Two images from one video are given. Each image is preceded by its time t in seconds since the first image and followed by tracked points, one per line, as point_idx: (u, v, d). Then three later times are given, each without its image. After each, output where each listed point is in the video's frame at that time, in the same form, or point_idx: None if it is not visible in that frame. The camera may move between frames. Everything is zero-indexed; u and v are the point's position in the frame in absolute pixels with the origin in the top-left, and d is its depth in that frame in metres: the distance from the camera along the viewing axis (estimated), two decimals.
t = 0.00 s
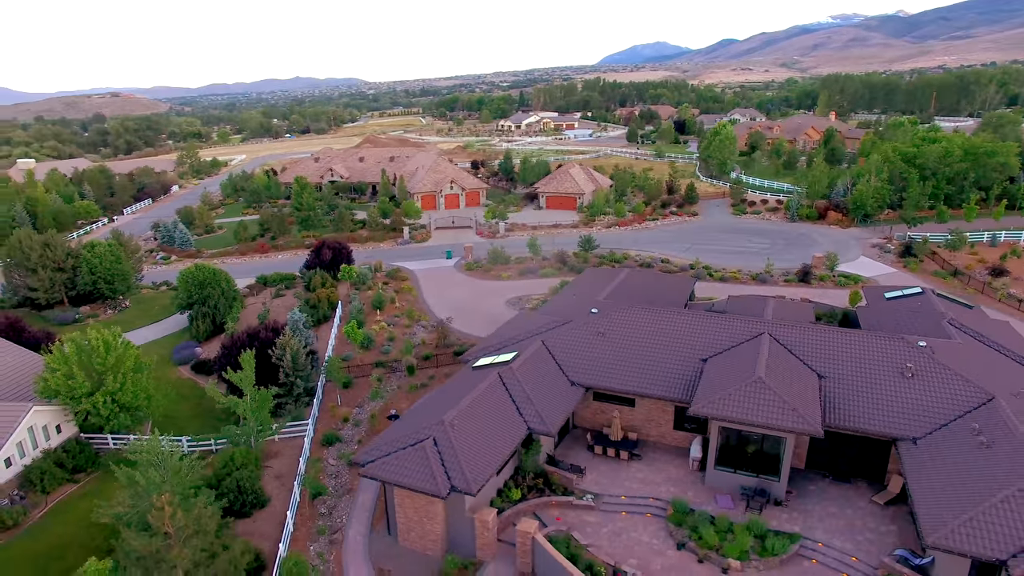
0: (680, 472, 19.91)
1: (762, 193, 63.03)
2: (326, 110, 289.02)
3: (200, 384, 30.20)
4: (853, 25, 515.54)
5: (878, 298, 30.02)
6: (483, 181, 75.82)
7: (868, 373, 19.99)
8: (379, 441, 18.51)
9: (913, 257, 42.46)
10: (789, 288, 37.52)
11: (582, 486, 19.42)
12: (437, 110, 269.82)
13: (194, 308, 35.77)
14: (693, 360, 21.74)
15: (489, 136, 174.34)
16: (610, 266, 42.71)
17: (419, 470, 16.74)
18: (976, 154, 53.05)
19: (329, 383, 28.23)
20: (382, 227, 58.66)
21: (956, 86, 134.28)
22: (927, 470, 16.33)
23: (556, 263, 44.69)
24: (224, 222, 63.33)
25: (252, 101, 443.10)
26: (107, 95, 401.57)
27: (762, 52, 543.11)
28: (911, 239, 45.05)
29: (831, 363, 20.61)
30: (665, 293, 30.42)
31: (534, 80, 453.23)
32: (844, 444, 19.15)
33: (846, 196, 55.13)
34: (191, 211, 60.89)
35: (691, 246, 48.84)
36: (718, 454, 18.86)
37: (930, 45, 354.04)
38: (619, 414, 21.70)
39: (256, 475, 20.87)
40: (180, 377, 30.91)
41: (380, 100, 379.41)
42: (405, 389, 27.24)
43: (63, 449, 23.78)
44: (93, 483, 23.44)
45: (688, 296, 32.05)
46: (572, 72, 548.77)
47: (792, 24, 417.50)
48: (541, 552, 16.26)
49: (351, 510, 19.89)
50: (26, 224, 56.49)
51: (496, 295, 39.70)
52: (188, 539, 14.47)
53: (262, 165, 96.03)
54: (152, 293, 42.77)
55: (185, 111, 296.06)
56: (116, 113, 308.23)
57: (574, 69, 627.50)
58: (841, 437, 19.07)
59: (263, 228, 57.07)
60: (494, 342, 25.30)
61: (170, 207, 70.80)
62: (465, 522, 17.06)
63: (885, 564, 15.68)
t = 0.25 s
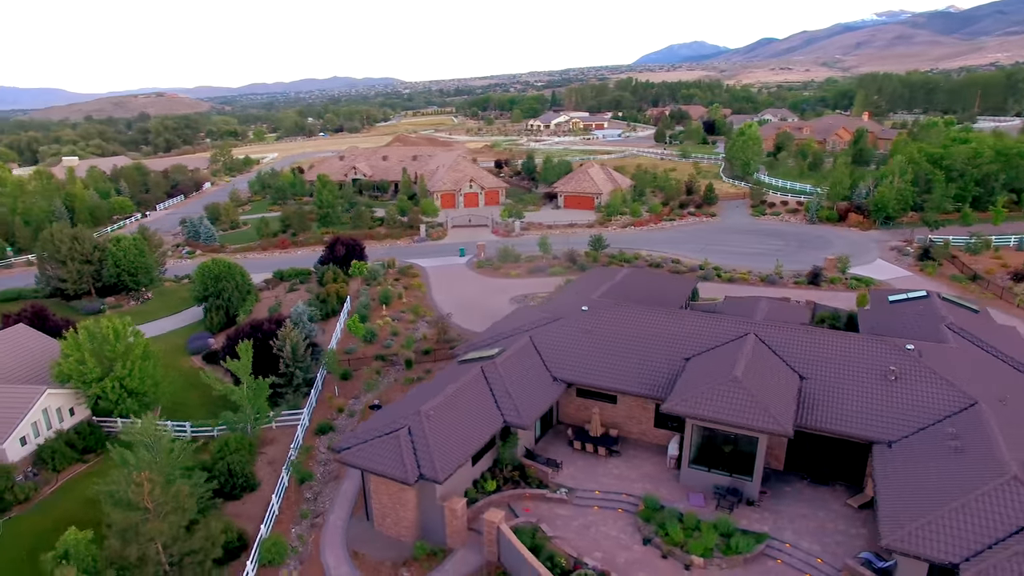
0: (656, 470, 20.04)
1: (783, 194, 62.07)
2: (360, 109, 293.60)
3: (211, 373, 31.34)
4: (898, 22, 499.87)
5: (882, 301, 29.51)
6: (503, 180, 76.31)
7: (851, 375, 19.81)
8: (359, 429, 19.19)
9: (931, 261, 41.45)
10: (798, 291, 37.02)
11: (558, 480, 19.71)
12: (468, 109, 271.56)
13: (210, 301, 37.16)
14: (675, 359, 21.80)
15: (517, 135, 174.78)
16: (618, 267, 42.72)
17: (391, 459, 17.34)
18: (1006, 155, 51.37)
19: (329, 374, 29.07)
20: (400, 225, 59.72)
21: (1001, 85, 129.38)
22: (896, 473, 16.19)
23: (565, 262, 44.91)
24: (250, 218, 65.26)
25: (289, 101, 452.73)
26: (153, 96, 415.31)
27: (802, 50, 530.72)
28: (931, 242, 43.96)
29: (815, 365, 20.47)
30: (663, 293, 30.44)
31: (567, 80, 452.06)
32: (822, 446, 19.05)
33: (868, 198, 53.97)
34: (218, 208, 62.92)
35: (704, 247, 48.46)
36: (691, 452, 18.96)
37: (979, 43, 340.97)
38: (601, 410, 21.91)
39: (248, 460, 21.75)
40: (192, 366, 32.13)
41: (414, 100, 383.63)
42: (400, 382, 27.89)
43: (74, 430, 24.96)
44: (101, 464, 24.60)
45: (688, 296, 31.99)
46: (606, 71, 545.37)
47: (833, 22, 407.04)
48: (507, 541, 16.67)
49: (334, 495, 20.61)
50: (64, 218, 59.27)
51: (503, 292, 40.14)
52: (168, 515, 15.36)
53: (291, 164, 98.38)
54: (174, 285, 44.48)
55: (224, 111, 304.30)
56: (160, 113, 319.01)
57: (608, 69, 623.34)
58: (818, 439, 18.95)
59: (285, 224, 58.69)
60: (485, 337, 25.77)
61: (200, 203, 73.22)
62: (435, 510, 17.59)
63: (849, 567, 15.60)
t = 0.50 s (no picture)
0: (637, 466, 20.15)
1: (803, 195, 61.14)
2: (390, 109, 297.13)
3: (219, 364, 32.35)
4: (941, 19, 484.37)
5: (885, 303, 29.01)
6: (521, 180, 76.64)
7: (836, 376, 19.64)
8: (345, 418, 19.81)
9: (948, 264, 40.47)
10: (805, 293, 36.57)
11: (538, 474, 19.98)
12: (496, 109, 272.57)
13: (224, 295, 38.37)
14: (661, 358, 21.87)
15: (543, 135, 174.88)
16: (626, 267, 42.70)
17: (370, 448, 17.93)
18: None
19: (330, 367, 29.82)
20: (416, 223, 60.60)
21: None
22: (869, 475, 16.11)
23: (574, 261, 45.03)
24: (272, 215, 66.89)
25: (322, 101, 460.60)
26: (195, 97, 429.62)
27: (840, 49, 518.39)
28: (950, 245, 42.91)
29: (801, 365, 20.33)
30: (662, 293, 30.43)
31: (597, 80, 450.06)
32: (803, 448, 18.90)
33: (889, 200, 52.87)
34: (241, 205, 64.65)
35: (716, 247, 48.05)
36: (669, 450, 19.03)
37: None
38: (586, 407, 22.10)
39: (243, 448, 22.54)
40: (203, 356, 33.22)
41: (443, 99, 386.78)
42: (398, 376, 28.45)
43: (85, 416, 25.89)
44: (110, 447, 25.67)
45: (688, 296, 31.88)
46: (637, 71, 541.69)
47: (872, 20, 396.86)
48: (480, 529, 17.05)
49: (321, 481, 21.23)
50: (97, 214, 61.67)
51: (509, 290, 40.51)
52: (154, 494, 16.09)
53: (316, 162, 100.30)
54: (194, 279, 45.97)
55: (258, 112, 310.48)
56: (198, 113, 327.83)
57: (639, 69, 618.26)
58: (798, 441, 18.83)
59: (304, 221, 60.04)
60: (479, 333, 26.20)
61: (227, 200, 75.32)
62: (412, 499, 18.09)
63: (817, 568, 15.54)
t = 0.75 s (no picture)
0: (614, 462, 20.34)
1: (825, 197, 59.97)
2: (423, 108, 300.18)
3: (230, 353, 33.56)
4: (993, 15, 465.90)
5: (888, 306, 28.49)
6: (542, 179, 76.90)
7: (816, 377, 19.54)
8: (330, 406, 20.57)
9: (968, 268, 39.34)
10: (813, 296, 36.05)
11: (516, 466, 20.34)
12: (527, 109, 272.91)
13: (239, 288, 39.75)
14: (644, 356, 22.03)
15: (572, 134, 174.54)
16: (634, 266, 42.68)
17: (348, 436, 18.63)
18: None
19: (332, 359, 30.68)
20: (433, 221, 61.45)
21: None
22: (835, 476, 16.07)
23: (583, 260, 45.16)
24: (296, 212, 68.61)
25: (358, 101, 468.42)
26: (236, 96, 441.57)
27: (885, 48, 503.01)
28: (971, 249, 41.69)
29: (782, 365, 20.26)
30: (660, 292, 30.46)
31: (631, 79, 446.39)
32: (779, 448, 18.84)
33: (912, 202, 51.55)
34: (266, 202, 66.51)
35: (729, 248, 47.55)
36: (643, 445, 19.18)
37: None
38: (569, 402, 22.36)
39: (239, 433, 23.46)
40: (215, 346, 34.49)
41: (476, 99, 389.38)
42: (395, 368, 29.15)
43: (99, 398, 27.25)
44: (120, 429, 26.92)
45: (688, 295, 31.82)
46: (673, 70, 535.00)
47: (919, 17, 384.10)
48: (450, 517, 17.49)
49: (310, 466, 21.99)
50: (131, 209, 64.35)
51: (516, 287, 40.91)
52: (140, 471, 16.99)
53: (344, 160, 102.27)
54: (215, 273, 47.61)
55: (295, 112, 317.02)
56: (240, 112, 337.83)
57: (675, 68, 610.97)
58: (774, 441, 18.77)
59: (325, 218, 61.47)
60: (472, 328, 26.72)
61: (255, 197, 77.58)
62: (387, 485, 18.72)
63: (778, 567, 15.55)
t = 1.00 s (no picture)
0: (594, 457, 20.52)
1: (845, 198, 58.90)
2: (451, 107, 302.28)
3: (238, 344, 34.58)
4: None
5: (889, 309, 28.02)
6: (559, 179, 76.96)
7: (797, 377, 19.47)
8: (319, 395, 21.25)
9: (985, 272, 38.31)
10: (819, 297, 35.59)
11: (497, 459, 20.67)
12: (555, 109, 272.68)
13: (252, 282, 40.99)
14: (628, 353, 22.17)
15: (597, 134, 173.94)
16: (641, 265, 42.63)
17: (331, 425, 19.24)
18: None
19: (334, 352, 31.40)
20: (449, 219, 62.12)
21: None
22: (804, 476, 16.06)
23: (591, 259, 45.27)
24: (316, 209, 70.05)
25: (389, 101, 474.50)
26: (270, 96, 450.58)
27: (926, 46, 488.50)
28: (991, 252, 40.57)
29: (764, 364, 20.22)
30: (657, 292, 30.51)
31: (662, 79, 442.45)
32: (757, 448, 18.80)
33: (934, 204, 50.33)
34: (287, 199, 68.02)
35: (741, 248, 47.09)
36: (621, 442, 19.34)
37: None
38: (554, 397, 22.63)
39: (236, 421, 24.30)
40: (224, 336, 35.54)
41: (505, 98, 390.31)
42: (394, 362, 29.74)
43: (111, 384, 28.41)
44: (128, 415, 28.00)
45: (687, 295, 31.75)
46: (705, 70, 528.15)
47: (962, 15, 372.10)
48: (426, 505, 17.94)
49: (301, 454, 22.68)
50: (159, 205, 66.55)
51: (522, 285, 41.22)
52: (130, 454, 17.84)
53: (367, 159, 103.82)
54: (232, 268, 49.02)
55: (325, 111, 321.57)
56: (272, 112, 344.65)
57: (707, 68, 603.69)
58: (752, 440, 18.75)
59: (342, 215, 62.68)
60: (466, 324, 27.18)
61: (279, 194, 79.41)
62: (367, 472, 19.27)
63: (742, 564, 15.58)
